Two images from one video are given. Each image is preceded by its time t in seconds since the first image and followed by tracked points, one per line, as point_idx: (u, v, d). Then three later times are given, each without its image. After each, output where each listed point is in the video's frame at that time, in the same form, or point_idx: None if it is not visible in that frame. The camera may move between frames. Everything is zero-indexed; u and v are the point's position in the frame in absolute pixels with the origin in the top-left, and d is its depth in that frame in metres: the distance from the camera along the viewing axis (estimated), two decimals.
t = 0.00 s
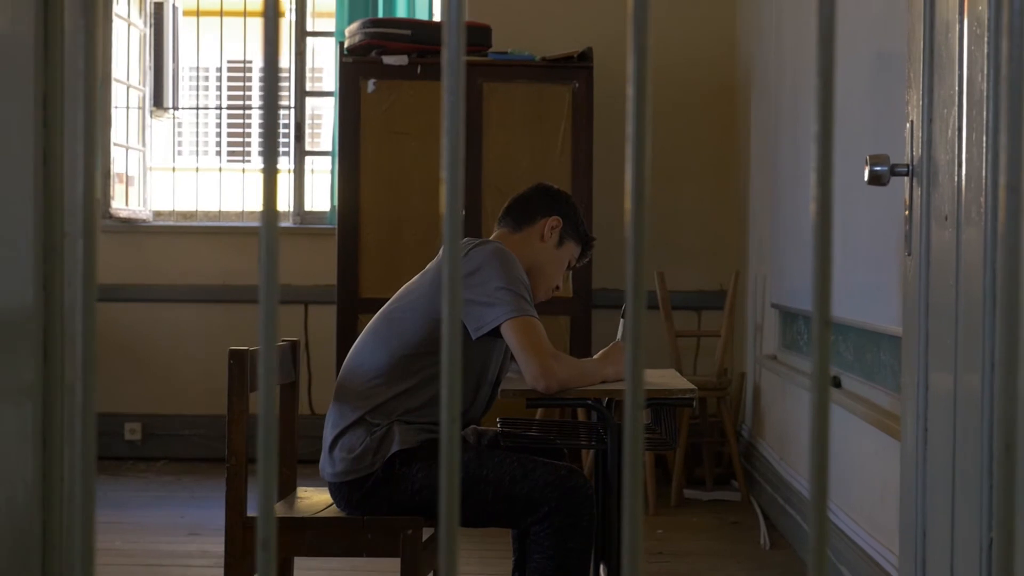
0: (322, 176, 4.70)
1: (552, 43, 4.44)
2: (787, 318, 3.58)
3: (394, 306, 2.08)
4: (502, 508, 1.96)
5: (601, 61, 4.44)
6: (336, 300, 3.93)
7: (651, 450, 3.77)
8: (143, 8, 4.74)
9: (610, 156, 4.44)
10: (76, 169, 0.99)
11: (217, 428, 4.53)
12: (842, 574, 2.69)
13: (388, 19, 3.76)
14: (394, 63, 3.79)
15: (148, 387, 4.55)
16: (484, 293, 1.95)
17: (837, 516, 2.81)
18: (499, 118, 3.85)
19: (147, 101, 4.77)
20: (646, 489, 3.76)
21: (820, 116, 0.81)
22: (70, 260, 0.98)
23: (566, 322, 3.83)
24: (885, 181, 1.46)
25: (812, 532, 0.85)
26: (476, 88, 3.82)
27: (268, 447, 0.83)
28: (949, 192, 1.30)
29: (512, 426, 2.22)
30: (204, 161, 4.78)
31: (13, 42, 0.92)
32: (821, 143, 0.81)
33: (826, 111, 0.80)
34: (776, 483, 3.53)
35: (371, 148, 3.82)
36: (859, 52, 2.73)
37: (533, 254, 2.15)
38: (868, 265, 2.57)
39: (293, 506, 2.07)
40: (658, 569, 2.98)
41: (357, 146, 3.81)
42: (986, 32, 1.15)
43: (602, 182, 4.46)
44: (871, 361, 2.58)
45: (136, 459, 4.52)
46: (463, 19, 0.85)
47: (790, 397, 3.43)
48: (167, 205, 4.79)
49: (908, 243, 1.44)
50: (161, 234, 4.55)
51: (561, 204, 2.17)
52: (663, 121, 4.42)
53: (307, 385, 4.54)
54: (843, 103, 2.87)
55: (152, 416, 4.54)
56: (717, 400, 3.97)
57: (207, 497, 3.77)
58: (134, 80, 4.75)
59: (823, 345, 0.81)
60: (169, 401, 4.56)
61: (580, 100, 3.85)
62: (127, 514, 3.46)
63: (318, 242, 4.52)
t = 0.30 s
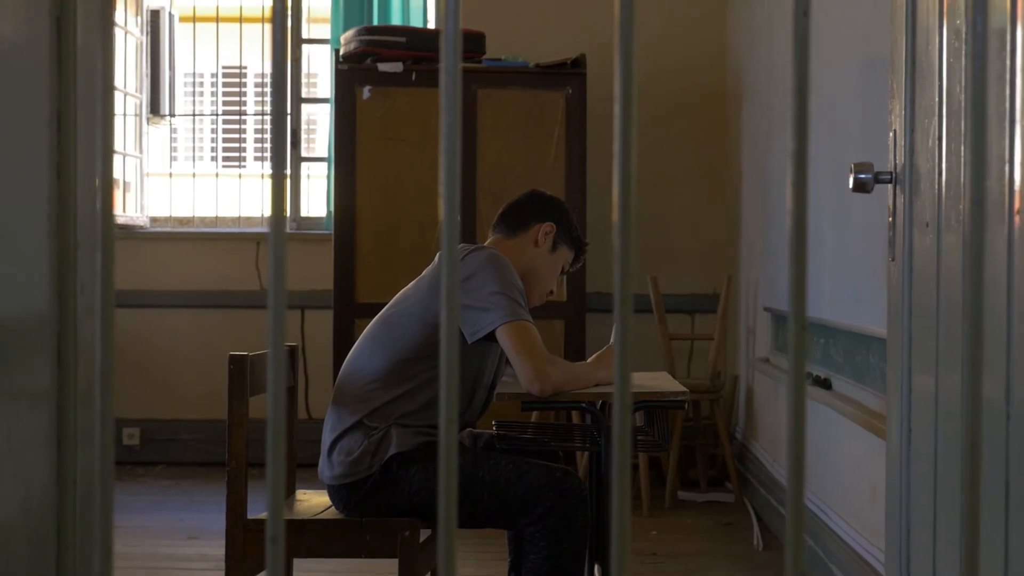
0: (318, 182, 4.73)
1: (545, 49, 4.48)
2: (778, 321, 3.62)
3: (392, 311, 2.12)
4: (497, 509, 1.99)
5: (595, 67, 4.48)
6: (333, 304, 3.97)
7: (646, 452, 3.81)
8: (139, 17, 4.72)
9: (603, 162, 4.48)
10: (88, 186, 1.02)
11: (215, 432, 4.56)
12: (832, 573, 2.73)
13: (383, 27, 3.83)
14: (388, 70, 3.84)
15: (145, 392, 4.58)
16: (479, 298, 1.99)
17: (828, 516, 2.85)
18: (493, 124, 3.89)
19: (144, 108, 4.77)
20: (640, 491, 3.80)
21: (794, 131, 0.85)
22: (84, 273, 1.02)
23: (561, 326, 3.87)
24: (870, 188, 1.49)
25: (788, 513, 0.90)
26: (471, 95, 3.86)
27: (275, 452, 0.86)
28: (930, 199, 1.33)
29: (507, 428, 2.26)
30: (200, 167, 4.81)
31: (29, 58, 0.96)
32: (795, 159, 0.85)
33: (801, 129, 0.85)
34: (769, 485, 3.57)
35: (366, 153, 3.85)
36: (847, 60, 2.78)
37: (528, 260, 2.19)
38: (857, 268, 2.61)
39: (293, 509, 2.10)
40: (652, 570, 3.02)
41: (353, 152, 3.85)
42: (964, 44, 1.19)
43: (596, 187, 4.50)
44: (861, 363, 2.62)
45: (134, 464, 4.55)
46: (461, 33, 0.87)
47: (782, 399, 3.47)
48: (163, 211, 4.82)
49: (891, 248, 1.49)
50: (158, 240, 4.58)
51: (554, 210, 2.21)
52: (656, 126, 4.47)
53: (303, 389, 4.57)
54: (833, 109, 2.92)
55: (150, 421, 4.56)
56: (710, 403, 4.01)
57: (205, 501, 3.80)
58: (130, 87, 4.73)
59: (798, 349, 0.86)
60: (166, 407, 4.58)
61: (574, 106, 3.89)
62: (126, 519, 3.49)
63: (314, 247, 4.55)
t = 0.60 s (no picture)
0: (320, 187, 4.77)
1: (544, 55, 4.51)
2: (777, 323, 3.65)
3: (389, 316, 2.15)
4: (496, 510, 2.02)
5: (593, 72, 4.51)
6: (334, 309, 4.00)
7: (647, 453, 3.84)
8: (141, 24, 4.81)
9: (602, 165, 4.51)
10: (90, 197, 1.04)
11: (219, 437, 4.60)
12: (830, 572, 2.75)
13: (382, 33, 3.84)
14: (389, 76, 3.86)
15: (150, 397, 4.62)
16: (476, 302, 2.02)
17: (825, 516, 2.88)
18: (492, 129, 3.92)
19: (146, 116, 4.84)
20: (641, 493, 3.83)
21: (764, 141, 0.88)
22: (88, 283, 1.04)
23: (561, 329, 3.89)
24: (856, 192, 1.51)
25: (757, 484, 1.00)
26: (470, 101, 3.89)
27: (269, 444, 0.90)
28: (913, 202, 1.31)
29: (506, 429, 2.29)
30: (203, 173, 4.84)
31: (31, 74, 0.99)
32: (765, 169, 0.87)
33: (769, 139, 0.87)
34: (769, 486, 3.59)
35: (366, 157, 3.89)
36: (842, 63, 2.81)
37: (526, 264, 2.23)
38: (853, 270, 2.64)
39: (295, 510, 2.14)
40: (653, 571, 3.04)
41: (353, 158, 3.88)
42: (940, 50, 1.21)
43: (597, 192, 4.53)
44: (857, 364, 2.65)
45: (138, 469, 4.58)
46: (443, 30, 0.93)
47: (782, 401, 3.50)
48: (166, 218, 4.85)
49: (876, 247, 1.48)
50: (161, 246, 4.61)
51: (550, 214, 2.24)
52: (654, 129, 4.50)
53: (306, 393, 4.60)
54: (828, 112, 2.95)
55: (155, 426, 4.60)
56: (710, 405, 4.03)
57: (209, 505, 3.83)
58: (132, 95, 4.81)
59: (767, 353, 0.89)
60: (171, 412, 4.62)
61: (573, 111, 3.92)
62: (131, 523, 3.52)
63: (316, 252, 4.59)
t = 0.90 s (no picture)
0: (327, 192, 4.81)
1: (548, 59, 4.55)
2: (780, 324, 3.68)
3: (394, 319, 2.19)
4: (501, 509, 2.06)
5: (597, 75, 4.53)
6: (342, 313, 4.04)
7: (653, 453, 3.86)
8: (149, 32, 4.79)
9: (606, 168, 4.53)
10: (101, 206, 1.00)
11: (229, 440, 4.64)
12: (834, 570, 2.78)
13: (389, 40, 3.91)
14: (394, 82, 3.90)
15: (161, 402, 4.66)
16: (478, 306, 2.05)
17: (829, 514, 2.90)
18: (495, 134, 3.95)
19: (155, 123, 4.84)
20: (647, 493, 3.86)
21: (744, 147, 0.89)
22: (99, 291, 0.99)
23: (567, 331, 3.92)
24: (849, 194, 1.54)
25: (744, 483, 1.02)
26: (474, 105, 3.93)
27: (276, 443, 0.93)
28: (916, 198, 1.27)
29: (511, 430, 2.32)
30: (211, 179, 4.90)
31: (41, 84, 0.94)
32: (743, 174, 0.89)
33: (749, 146, 0.89)
34: (773, 485, 3.61)
35: (372, 162, 3.93)
36: (842, 66, 2.83)
37: (528, 267, 2.26)
38: (853, 271, 2.67)
39: (303, 511, 2.17)
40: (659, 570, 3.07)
41: (359, 163, 3.93)
42: (929, 56, 1.22)
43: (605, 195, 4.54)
44: (858, 364, 2.68)
45: (150, 473, 4.63)
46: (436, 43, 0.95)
47: (785, 401, 3.52)
48: (175, 224, 4.91)
49: (871, 250, 1.46)
50: (170, 252, 4.66)
51: (553, 218, 2.27)
52: (658, 132, 4.52)
53: (314, 396, 4.65)
54: (829, 115, 2.97)
55: (165, 430, 4.64)
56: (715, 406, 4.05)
57: (220, 507, 3.87)
58: (141, 103, 4.79)
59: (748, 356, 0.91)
60: (181, 416, 4.66)
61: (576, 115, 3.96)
62: (142, 526, 3.56)
63: (324, 257, 4.63)
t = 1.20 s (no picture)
0: (337, 197, 4.86)
1: (556, 62, 4.57)
2: (786, 325, 3.70)
3: (403, 321, 2.22)
4: (509, 508, 2.09)
5: (605, 78, 4.55)
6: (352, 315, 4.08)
7: (661, 454, 3.89)
8: (159, 38, 4.88)
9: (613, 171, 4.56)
10: (119, 210, 1.03)
11: (240, 443, 4.68)
12: (841, 570, 2.79)
13: (397, 45, 3.91)
14: (403, 87, 3.94)
15: (173, 405, 4.71)
16: (486, 307, 2.08)
17: (836, 514, 2.92)
18: (503, 138, 3.99)
19: (166, 129, 4.92)
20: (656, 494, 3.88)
21: (737, 151, 0.92)
22: (117, 292, 1.02)
23: (575, 334, 3.95)
24: (850, 195, 1.56)
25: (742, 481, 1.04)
26: (482, 109, 3.97)
27: (289, 438, 0.96)
28: (914, 200, 1.29)
29: (519, 430, 2.35)
30: (222, 184, 4.95)
31: (61, 90, 0.97)
32: (736, 177, 0.92)
33: (742, 150, 0.92)
34: (781, 486, 3.63)
35: (380, 166, 3.97)
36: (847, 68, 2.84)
37: (535, 269, 2.29)
38: (858, 272, 2.69)
39: (315, 510, 2.20)
40: (667, 570, 3.09)
41: (368, 167, 3.97)
42: (926, 62, 1.24)
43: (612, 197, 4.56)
44: (864, 364, 2.70)
45: (162, 475, 4.67)
46: (440, 45, 0.98)
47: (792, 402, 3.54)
48: (186, 228, 4.95)
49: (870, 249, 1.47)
50: (182, 256, 4.71)
51: (559, 220, 2.30)
52: (666, 136, 4.55)
53: (325, 399, 4.69)
54: (834, 117, 2.99)
55: (178, 433, 4.69)
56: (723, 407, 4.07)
57: (232, 509, 3.91)
58: (152, 109, 4.87)
59: (742, 365, 0.94)
60: (193, 419, 4.70)
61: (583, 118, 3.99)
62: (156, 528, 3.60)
63: (334, 260, 4.68)
